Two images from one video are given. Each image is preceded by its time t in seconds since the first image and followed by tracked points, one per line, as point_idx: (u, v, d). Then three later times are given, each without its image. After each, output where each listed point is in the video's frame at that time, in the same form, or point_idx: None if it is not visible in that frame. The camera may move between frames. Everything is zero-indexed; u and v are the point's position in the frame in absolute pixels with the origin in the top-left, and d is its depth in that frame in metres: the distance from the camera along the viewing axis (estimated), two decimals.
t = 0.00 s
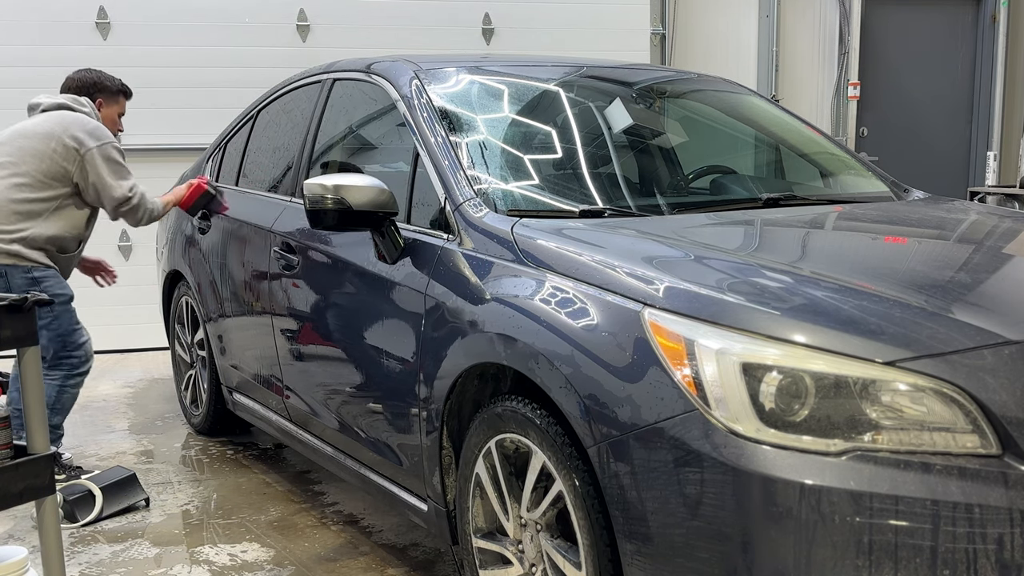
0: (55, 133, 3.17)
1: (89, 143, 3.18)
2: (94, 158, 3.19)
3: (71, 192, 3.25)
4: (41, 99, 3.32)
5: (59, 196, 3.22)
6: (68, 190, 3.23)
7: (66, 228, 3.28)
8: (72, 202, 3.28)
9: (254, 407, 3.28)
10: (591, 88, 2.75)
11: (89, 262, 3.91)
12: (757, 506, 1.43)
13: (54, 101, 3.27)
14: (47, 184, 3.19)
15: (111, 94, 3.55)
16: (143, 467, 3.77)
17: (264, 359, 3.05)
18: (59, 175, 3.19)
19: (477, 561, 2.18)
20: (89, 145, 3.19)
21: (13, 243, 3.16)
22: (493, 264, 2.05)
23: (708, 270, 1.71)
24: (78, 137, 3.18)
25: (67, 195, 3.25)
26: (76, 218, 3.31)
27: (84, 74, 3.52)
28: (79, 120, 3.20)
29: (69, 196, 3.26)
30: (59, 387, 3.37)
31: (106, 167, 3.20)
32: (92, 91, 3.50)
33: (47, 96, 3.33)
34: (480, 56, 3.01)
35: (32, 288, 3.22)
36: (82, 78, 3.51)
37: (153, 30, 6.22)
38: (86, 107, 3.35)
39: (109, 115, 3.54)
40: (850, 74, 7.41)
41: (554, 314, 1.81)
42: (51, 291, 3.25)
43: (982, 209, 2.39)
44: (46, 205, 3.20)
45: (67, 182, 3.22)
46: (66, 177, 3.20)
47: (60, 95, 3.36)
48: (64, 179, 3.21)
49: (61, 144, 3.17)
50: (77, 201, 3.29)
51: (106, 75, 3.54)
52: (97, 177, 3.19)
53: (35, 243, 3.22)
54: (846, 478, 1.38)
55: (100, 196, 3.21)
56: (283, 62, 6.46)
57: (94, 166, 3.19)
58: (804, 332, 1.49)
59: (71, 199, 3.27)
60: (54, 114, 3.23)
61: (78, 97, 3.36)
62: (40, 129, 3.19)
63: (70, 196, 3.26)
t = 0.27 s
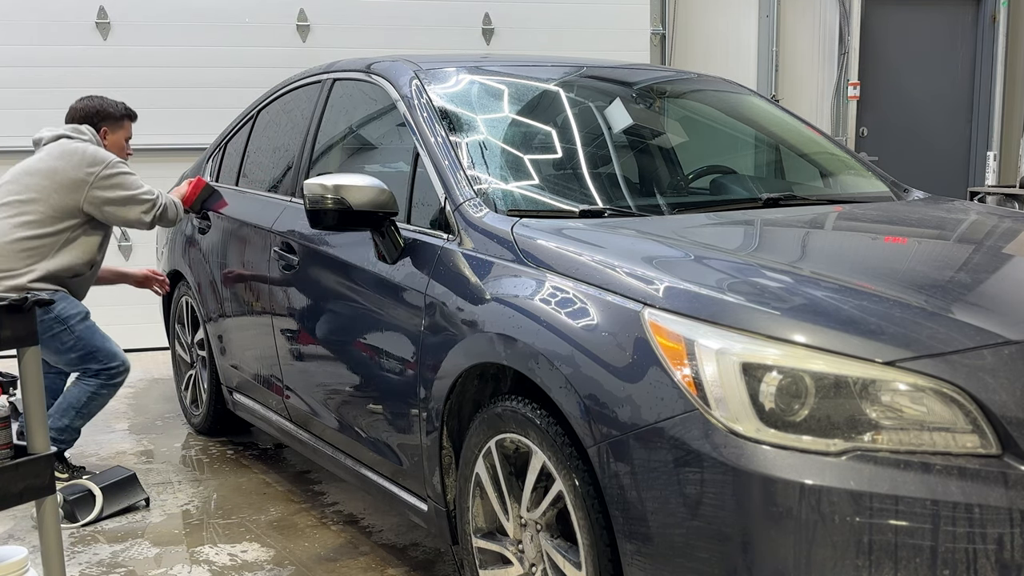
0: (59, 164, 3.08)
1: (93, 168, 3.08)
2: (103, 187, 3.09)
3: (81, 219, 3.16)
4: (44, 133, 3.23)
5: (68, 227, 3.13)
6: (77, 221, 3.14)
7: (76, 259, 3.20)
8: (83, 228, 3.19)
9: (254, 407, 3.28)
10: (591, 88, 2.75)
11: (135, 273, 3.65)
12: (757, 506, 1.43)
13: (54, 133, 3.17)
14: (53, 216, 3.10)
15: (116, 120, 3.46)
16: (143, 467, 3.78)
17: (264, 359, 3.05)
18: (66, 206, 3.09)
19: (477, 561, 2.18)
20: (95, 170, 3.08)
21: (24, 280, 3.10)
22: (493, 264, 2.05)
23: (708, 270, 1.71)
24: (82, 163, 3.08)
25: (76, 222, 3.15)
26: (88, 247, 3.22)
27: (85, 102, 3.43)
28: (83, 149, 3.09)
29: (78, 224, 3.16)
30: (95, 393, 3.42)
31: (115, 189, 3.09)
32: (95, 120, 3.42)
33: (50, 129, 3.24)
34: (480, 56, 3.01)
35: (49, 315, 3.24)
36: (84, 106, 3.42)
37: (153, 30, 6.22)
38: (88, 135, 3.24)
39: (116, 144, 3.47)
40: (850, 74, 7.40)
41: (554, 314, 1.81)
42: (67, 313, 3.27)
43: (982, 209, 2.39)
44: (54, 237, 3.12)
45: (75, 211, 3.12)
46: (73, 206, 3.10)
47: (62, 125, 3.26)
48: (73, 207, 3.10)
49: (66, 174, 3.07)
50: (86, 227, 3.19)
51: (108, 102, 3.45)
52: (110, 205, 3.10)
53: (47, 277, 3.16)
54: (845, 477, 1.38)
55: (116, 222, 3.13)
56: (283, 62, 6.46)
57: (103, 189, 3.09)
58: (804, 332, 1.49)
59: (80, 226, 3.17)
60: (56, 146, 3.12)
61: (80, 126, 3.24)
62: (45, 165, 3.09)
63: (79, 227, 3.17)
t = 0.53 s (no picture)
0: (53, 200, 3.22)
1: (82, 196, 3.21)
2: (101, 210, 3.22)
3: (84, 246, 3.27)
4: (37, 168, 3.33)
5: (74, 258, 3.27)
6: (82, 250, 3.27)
7: (87, 287, 3.34)
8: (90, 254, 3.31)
9: (254, 407, 3.28)
10: (591, 88, 2.75)
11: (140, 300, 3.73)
12: (757, 506, 1.43)
13: (48, 167, 3.30)
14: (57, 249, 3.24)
15: (108, 144, 3.47)
16: (144, 467, 3.77)
17: (264, 359, 3.05)
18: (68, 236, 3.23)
19: (477, 561, 2.18)
20: (84, 195, 3.21)
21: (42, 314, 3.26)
22: (493, 264, 2.05)
23: (708, 270, 1.71)
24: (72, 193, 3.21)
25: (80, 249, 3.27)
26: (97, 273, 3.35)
27: (76, 129, 3.43)
28: (74, 182, 3.22)
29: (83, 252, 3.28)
30: (123, 401, 3.43)
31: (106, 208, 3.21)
32: (88, 146, 3.42)
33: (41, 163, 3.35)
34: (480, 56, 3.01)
35: (70, 343, 3.30)
36: (76, 133, 3.42)
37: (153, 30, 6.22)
38: (81, 164, 3.34)
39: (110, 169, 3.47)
40: (850, 74, 7.40)
41: (554, 314, 1.81)
42: (87, 338, 3.33)
43: (982, 209, 2.39)
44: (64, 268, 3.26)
45: (76, 240, 3.25)
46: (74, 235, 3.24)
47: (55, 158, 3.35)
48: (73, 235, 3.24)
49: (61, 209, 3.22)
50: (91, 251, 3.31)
51: (97, 127, 3.45)
52: (108, 225, 3.23)
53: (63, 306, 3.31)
54: (845, 478, 1.38)
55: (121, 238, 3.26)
56: (283, 62, 6.46)
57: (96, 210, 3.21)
58: (804, 332, 1.49)
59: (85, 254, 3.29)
60: (51, 184, 3.25)
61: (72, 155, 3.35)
62: (44, 205, 3.24)
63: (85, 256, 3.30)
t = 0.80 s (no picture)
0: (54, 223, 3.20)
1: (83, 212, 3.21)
2: (104, 225, 3.22)
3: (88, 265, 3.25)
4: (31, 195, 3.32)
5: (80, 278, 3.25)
6: (87, 270, 3.25)
7: (95, 305, 3.33)
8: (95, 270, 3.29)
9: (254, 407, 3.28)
10: (591, 88, 2.75)
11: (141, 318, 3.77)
12: (757, 506, 1.43)
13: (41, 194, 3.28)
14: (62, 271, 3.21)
15: (98, 165, 3.43)
16: (144, 467, 3.78)
17: (264, 359, 3.05)
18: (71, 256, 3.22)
19: (477, 561, 2.18)
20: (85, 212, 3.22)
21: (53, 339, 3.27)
22: (493, 264, 2.05)
23: (708, 270, 1.72)
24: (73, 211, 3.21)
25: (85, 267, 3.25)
26: (103, 289, 3.33)
27: (66, 152, 3.40)
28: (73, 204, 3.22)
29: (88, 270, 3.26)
30: (142, 411, 3.45)
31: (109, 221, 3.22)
32: (79, 169, 3.39)
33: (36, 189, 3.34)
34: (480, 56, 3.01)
35: (85, 366, 3.33)
36: (67, 155, 3.39)
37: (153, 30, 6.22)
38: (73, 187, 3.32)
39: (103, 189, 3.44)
40: (850, 74, 7.40)
41: (554, 314, 1.81)
42: (101, 358, 3.36)
43: (982, 209, 2.39)
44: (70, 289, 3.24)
45: (80, 260, 3.23)
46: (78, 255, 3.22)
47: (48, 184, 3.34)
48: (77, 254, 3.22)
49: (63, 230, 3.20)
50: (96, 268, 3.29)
51: (88, 148, 3.42)
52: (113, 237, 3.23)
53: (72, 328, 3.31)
54: (846, 478, 1.38)
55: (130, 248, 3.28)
56: (284, 62, 6.47)
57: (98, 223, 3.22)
58: (804, 332, 1.49)
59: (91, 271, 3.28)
60: (47, 211, 3.23)
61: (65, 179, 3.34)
62: (42, 232, 3.22)
63: (91, 273, 3.28)
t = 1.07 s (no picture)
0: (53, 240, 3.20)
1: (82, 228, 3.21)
2: (106, 240, 3.24)
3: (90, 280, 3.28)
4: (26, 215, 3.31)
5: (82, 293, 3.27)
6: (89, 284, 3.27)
7: (100, 318, 3.34)
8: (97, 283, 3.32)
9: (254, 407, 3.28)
10: (591, 88, 2.75)
11: (142, 329, 3.81)
12: (757, 506, 1.43)
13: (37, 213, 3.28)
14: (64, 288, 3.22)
15: (90, 180, 3.43)
16: (144, 467, 3.78)
17: (265, 359, 3.05)
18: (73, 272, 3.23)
19: (477, 561, 2.18)
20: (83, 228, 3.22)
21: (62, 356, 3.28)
22: (493, 264, 2.05)
23: (707, 270, 1.72)
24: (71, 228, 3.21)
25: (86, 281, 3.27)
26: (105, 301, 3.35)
27: (56, 169, 3.39)
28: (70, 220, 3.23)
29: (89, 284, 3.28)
30: (157, 417, 3.49)
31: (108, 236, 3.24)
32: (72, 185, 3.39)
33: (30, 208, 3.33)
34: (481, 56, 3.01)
35: (96, 382, 3.37)
36: (58, 172, 3.38)
37: (153, 30, 6.22)
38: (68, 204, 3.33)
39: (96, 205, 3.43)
40: (850, 74, 7.40)
41: (554, 314, 1.81)
42: (112, 372, 3.39)
43: (982, 209, 2.39)
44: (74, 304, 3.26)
45: (81, 275, 3.24)
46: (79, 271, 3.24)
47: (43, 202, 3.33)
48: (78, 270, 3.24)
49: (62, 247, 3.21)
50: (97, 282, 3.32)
51: (79, 164, 3.41)
52: (112, 251, 3.25)
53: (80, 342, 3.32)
54: (845, 478, 1.39)
55: (132, 263, 3.32)
56: (284, 62, 6.47)
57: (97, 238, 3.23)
58: (804, 332, 1.49)
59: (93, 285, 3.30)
60: (45, 229, 3.23)
61: (58, 196, 3.34)
62: (43, 250, 3.21)
63: (93, 287, 3.30)
